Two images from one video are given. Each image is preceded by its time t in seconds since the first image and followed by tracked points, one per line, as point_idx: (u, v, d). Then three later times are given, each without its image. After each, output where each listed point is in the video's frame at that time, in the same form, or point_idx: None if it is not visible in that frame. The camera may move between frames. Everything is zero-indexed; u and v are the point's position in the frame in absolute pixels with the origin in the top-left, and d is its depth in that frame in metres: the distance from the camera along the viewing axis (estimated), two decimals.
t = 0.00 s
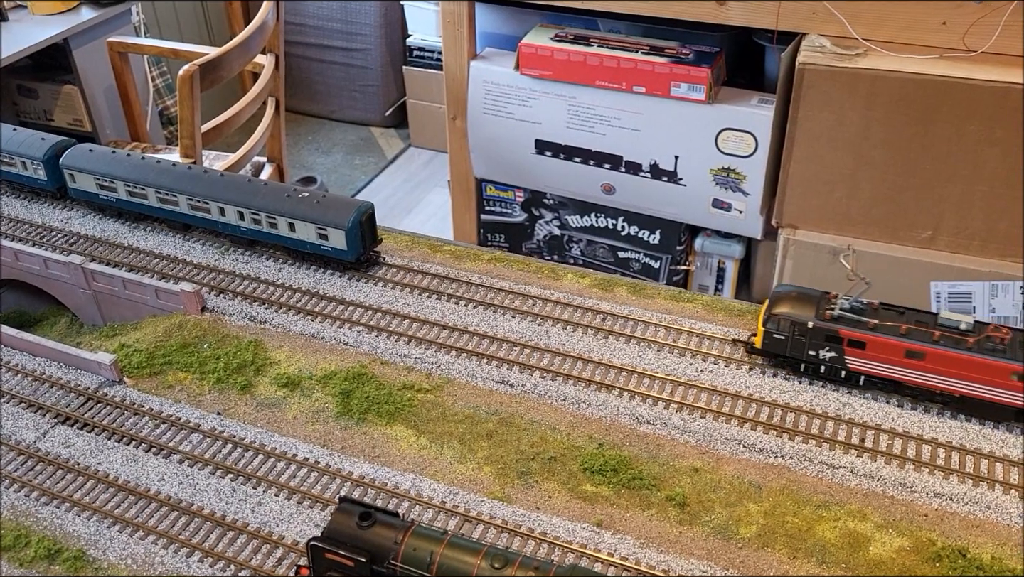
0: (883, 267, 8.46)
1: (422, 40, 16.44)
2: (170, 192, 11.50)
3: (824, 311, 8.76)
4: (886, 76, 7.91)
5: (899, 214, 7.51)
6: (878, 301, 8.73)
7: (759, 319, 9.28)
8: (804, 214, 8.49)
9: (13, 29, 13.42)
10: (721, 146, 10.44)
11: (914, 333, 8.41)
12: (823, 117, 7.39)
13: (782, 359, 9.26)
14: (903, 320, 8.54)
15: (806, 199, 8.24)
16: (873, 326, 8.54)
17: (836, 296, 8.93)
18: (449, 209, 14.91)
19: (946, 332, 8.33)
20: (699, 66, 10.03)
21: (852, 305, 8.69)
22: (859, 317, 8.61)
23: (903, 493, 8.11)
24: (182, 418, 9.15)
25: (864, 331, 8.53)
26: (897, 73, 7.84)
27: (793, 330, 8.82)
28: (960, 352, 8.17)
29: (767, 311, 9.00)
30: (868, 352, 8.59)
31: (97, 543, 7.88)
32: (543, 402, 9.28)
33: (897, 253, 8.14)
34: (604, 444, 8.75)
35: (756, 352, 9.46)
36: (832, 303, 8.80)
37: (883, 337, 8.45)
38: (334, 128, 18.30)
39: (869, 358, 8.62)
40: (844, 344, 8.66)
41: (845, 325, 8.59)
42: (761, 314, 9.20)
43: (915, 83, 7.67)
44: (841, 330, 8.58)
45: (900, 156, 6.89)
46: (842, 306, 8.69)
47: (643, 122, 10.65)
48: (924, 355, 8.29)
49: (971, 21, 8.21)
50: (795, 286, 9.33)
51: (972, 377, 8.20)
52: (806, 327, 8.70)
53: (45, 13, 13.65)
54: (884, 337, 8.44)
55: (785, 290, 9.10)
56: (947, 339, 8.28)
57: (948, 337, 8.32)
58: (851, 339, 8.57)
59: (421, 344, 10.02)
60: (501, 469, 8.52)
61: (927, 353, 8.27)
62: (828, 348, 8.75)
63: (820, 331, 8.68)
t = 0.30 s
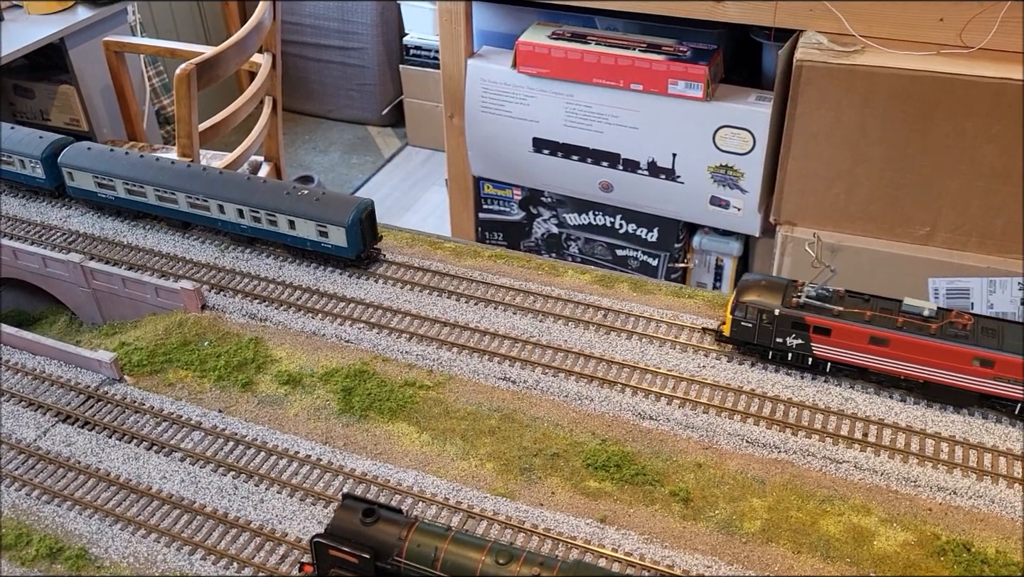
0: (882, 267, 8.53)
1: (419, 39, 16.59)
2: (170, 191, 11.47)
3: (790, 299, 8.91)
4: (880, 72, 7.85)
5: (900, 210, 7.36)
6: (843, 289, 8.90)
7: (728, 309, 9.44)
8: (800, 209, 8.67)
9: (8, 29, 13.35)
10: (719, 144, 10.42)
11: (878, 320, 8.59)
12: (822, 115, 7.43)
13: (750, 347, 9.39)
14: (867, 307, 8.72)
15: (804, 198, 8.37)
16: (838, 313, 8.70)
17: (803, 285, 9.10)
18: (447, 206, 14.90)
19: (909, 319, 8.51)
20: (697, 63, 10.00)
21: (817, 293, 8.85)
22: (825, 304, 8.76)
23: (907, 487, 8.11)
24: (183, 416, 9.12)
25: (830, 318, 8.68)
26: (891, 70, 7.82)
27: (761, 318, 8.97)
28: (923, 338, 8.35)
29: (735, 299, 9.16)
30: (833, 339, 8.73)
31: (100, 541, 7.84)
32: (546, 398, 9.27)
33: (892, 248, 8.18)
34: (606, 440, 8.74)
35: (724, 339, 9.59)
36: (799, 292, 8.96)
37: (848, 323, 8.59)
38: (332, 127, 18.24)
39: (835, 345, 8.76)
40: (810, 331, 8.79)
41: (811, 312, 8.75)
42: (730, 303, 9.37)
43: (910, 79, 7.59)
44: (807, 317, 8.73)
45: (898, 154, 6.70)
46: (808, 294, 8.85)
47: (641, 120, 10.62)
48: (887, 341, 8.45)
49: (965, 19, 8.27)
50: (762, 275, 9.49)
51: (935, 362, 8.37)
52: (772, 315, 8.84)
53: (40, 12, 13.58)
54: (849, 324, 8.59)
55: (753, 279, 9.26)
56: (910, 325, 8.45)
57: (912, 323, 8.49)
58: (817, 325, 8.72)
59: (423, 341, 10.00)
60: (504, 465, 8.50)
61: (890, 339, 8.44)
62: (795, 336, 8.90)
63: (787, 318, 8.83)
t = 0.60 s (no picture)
0: (882, 267, 8.41)
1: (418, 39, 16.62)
2: (172, 188, 11.46)
3: (759, 290, 9.08)
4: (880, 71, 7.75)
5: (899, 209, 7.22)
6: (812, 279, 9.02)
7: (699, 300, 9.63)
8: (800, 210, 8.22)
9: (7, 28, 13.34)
10: (718, 142, 10.42)
11: (844, 310, 8.69)
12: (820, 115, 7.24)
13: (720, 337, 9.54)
14: (833, 297, 8.84)
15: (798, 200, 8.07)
16: (805, 303, 8.84)
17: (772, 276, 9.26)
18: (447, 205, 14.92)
19: (874, 308, 8.63)
20: (696, 62, 10.02)
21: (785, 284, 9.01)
22: (792, 295, 8.92)
23: (910, 484, 8.15)
24: (187, 413, 9.13)
25: (797, 308, 8.83)
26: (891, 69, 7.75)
27: (730, 308, 9.15)
28: (890, 328, 8.48)
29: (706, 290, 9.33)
30: (801, 329, 8.87)
31: (105, 538, 7.85)
32: (549, 395, 9.29)
33: (891, 247, 7.93)
34: (610, 438, 8.76)
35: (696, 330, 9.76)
36: (767, 282, 9.13)
37: (815, 314, 8.73)
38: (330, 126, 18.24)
39: (802, 334, 8.91)
40: (778, 321, 8.95)
41: (778, 303, 8.91)
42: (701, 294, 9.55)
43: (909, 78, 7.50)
44: (774, 308, 8.89)
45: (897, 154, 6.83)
46: (776, 285, 9.01)
47: (640, 119, 10.58)
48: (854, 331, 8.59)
49: (965, 18, 8.29)
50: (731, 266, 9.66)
51: (900, 352, 8.54)
52: (740, 305, 9.02)
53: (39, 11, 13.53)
54: (816, 314, 8.73)
55: (723, 270, 9.43)
56: (876, 315, 8.59)
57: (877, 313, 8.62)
58: (784, 316, 8.88)
59: (426, 339, 10.01)
60: (509, 462, 8.52)
61: (857, 329, 8.58)
62: (764, 326, 9.07)
63: (755, 309, 8.99)
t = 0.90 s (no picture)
0: (880, 269, 8.36)
1: (416, 39, 16.46)
2: (172, 186, 11.44)
3: (725, 282, 9.28)
4: (878, 69, 7.68)
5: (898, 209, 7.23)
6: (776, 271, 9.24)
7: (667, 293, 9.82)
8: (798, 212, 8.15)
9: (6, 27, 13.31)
10: (717, 142, 10.42)
11: (807, 302, 8.95)
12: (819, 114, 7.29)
13: (689, 328, 9.73)
14: (797, 289, 9.08)
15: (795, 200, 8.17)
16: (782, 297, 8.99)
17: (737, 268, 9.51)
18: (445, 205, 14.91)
19: (837, 300, 8.88)
20: (695, 61, 9.98)
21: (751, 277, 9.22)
22: (756, 287, 9.15)
23: (911, 482, 8.16)
24: (188, 411, 9.12)
25: (761, 300, 9.05)
26: (891, 68, 7.69)
27: (697, 300, 9.35)
28: (852, 319, 8.73)
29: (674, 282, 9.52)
30: (766, 320, 9.10)
31: (105, 536, 7.84)
32: (550, 394, 9.29)
33: (891, 248, 7.87)
34: (611, 436, 8.76)
35: (665, 322, 9.94)
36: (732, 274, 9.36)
37: (779, 306, 8.97)
38: (329, 125, 18.21)
39: (767, 326, 9.13)
40: (743, 313, 9.17)
41: (743, 294, 9.13)
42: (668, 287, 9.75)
43: (910, 77, 7.46)
44: (740, 299, 9.10)
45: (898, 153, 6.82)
46: (741, 277, 9.22)
47: (639, 118, 10.59)
48: (817, 323, 8.82)
49: (965, 18, 8.28)
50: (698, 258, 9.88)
51: (862, 343, 8.76)
52: (706, 297, 9.21)
53: (38, 10, 13.55)
54: (779, 305, 8.97)
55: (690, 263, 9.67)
56: (838, 307, 8.84)
57: (839, 305, 8.87)
58: (749, 307, 9.09)
59: (426, 337, 10.01)
60: (510, 461, 8.52)
61: (820, 320, 8.81)
62: (730, 317, 9.27)
63: (721, 300, 9.20)
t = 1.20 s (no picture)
0: (880, 269, 8.51)
1: (416, 39, 16.46)
2: (175, 186, 11.46)
3: (694, 275, 9.34)
4: (877, 71, 7.77)
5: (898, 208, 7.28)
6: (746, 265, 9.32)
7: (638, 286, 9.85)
8: (801, 211, 8.44)
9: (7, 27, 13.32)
10: (718, 142, 10.42)
11: (774, 295, 8.98)
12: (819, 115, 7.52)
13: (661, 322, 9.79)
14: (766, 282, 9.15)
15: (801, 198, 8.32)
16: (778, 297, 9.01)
17: (707, 261, 9.53)
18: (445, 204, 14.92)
19: (804, 293, 8.92)
20: (696, 62, 10.01)
21: (720, 271, 9.29)
22: (725, 280, 9.18)
23: (913, 482, 8.18)
24: (191, 410, 9.13)
25: (730, 293, 9.09)
26: (890, 69, 7.74)
27: (667, 293, 9.38)
28: (817, 311, 8.76)
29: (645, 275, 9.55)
30: (734, 313, 9.13)
31: (109, 535, 7.85)
32: (553, 393, 9.30)
33: (891, 247, 8.12)
34: (614, 436, 8.77)
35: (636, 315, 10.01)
36: (702, 268, 9.38)
37: (747, 298, 8.99)
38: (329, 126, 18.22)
39: (735, 318, 9.16)
40: (712, 306, 9.19)
41: (712, 288, 9.15)
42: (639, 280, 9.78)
43: (909, 78, 7.54)
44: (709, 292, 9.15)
45: (897, 154, 6.81)
46: (711, 271, 9.28)
47: (639, 118, 10.61)
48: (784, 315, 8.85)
49: (966, 18, 8.20)
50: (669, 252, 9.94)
51: (827, 335, 8.81)
52: (677, 291, 9.26)
53: (39, 9, 13.56)
54: (748, 299, 8.99)
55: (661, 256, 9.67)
56: (804, 300, 8.87)
57: (806, 297, 8.90)
58: (718, 300, 9.12)
59: (429, 337, 10.02)
60: (513, 460, 8.53)
61: (786, 313, 8.85)
62: (700, 310, 9.31)
63: (691, 293, 9.24)
